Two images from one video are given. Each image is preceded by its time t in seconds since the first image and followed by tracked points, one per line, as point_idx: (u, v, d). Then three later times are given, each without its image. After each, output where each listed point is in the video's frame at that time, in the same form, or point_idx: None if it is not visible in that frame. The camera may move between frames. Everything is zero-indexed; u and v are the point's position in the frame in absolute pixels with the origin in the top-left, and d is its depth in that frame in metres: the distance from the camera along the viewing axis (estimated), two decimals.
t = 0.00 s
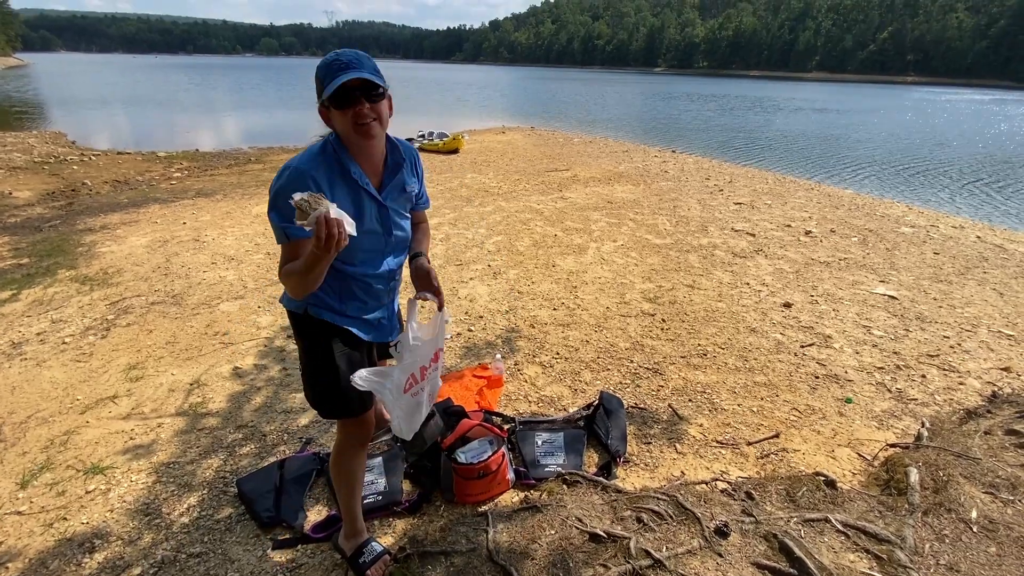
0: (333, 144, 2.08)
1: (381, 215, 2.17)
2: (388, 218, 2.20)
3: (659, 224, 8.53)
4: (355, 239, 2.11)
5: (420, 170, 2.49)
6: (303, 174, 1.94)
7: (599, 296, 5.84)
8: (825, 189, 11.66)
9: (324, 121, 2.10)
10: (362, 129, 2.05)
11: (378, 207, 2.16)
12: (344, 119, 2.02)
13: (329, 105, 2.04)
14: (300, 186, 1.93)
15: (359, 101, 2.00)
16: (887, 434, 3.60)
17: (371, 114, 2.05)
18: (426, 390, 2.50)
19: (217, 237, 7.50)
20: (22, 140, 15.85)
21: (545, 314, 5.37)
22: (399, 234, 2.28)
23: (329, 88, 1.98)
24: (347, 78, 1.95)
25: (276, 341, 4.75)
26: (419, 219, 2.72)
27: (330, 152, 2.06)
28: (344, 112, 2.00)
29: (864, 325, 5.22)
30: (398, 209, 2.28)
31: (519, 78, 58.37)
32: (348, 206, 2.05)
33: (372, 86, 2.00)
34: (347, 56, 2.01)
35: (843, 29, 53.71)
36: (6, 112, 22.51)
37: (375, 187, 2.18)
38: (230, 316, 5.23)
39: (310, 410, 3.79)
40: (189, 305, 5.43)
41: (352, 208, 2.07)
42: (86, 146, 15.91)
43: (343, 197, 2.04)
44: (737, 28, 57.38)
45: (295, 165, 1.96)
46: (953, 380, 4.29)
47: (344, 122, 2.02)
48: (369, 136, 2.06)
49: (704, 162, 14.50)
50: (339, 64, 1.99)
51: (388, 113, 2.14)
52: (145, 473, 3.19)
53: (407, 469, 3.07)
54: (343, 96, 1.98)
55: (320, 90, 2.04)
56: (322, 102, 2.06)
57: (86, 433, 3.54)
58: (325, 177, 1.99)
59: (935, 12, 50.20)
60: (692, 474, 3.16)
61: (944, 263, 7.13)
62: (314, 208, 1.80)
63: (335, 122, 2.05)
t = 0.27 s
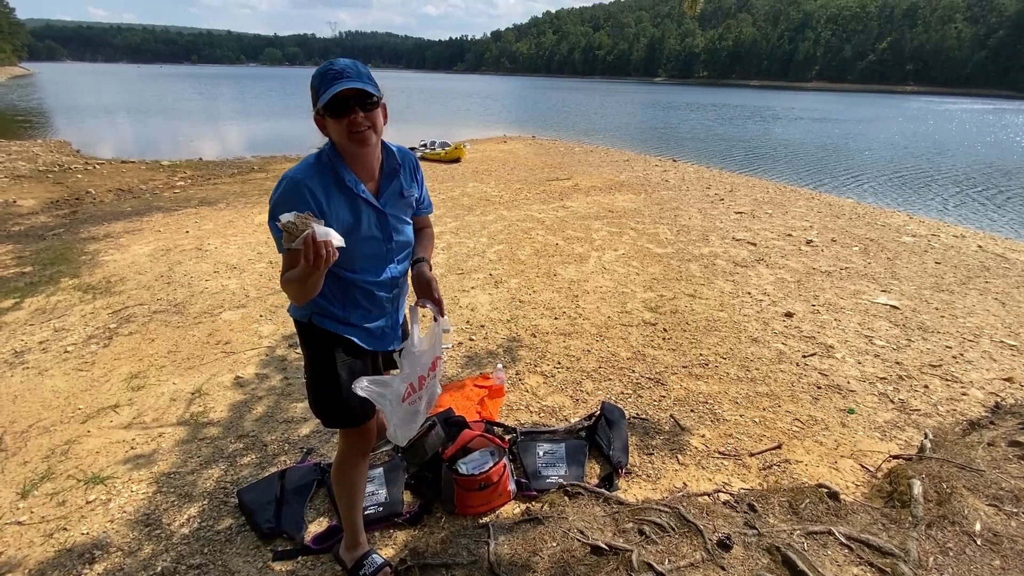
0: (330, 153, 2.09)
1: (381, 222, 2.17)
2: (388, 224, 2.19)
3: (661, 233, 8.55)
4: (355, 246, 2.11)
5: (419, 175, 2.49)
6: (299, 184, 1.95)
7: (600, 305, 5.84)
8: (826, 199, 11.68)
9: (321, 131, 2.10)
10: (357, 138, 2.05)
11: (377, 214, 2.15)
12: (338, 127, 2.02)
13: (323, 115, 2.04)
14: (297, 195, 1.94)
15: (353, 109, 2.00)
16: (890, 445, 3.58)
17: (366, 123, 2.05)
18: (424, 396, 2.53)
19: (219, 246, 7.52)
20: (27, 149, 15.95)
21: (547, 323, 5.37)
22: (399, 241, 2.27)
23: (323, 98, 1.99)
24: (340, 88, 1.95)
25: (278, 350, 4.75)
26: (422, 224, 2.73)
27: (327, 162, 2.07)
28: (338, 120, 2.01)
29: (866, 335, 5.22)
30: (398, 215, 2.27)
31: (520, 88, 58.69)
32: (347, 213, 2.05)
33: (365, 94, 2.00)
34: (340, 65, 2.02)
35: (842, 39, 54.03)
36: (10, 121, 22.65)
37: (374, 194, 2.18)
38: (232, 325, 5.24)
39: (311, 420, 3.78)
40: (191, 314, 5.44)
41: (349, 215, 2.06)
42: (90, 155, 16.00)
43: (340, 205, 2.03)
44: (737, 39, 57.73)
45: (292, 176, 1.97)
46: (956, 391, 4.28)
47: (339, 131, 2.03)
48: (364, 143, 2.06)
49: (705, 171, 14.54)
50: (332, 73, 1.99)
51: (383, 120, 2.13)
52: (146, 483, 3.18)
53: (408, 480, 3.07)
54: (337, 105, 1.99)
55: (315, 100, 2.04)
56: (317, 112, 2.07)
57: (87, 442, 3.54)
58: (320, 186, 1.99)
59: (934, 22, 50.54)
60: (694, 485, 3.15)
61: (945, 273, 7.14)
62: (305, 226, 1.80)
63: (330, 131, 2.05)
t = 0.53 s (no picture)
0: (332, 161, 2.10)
1: (382, 230, 2.17)
2: (388, 232, 2.19)
3: (663, 240, 8.55)
4: (355, 253, 2.10)
5: (422, 183, 2.49)
6: (298, 190, 1.96)
7: (602, 312, 5.84)
8: (828, 206, 11.69)
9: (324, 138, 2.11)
10: (360, 146, 2.05)
11: (378, 221, 2.15)
12: (341, 136, 2.03)
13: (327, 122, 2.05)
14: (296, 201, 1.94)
15: (357, 119, 2.01)
16: (895, 454, 3.56)
17: (370, 134, 2.06)
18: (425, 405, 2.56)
19: (222, 253, 7.54)
20: (32, 156, 16.05)
21: (549, 331, 5.37)
22: (401, 248, 2.27)
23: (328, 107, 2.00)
24: (345, 97, 1.96)
25: (280, 357, 4.76)
26: (427, 232, 2.74)
27: (329, 169, 2.07)
28: (343, 129, 2.01)
29: (869, 343, 5.20)
30: (400, 222, 2.26)
31: (522, 96, 58.95)
32: (347, 221, 2.05)
33: (370, 105, 2.00)
34: (346, 75, 2.03)
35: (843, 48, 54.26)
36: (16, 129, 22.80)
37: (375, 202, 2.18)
38: (235, 332, 5.24)
39: (313, 427, 3.78)
40: (194, 321, 5.45)
41: (348, 222, 2.06)
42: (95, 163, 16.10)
43: (340, 213, 2.04)
44: (738, 47, 58.00)
45: (292, 182, 1.99)
46: (961, 399, 4.25)
47: (342, 140, 2.04)
48: (366, 152, 2.06)
49: (707, 179, 14.56)
50: (337, 82, 2.00)
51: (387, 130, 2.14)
52: (148, 490, 3.17)
53: (410, 488, 3.05)
54: (340, 115, 1.99)
55: (320, 108, 2.06)
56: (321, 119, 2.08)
57: (89, 449, 3.54)
58: (320, 193, 2.00)
59: (934, 31, 50.74)
60: (697, 495, 3.13)
61: (949, 281, 7.12)
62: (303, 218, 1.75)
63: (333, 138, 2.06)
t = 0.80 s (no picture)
0: (333, 164, 2.08)
1: (383, 230, 2.18)
2: (390, 233, 2.20)
3: (665, 246, 8.55)
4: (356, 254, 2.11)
5: (422, 184, 2.49)
6: (300, 193, 1.95)
7: (604, 318, 5.83)
8: (830, 212, 11.68)
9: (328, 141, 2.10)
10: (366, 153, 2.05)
11: (379, 222, 2.16)
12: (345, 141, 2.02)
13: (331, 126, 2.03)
14: (296, 205, 1.93)
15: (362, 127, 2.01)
16: (900, 461, 3.54)
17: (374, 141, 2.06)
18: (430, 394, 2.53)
19: (225, 259, 7.56)
20: (37, 163, 16.14)
21: (551, 337, 5.36)
22: (402, 250, 2.27)
23: (335, 118, 1.98)
24: (353, 106, 1.96)
25: (282, 362, 4.76)
26: (430, 234, 2.74)
27: (330, 172, 2.06)
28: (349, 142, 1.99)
29: (873, 349, 5.18)
30: (401, 224, 2.27)
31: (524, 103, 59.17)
32: (348, 223, 2.06)
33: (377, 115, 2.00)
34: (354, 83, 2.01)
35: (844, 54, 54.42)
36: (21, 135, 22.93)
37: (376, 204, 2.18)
38: (237, 337, 5.24)
39: (315, 433, 3.77)
40: (197, 326, 5.46)
41: (350, 223, 2.06)
42: (100, 169, 16.18)
43: (344, 217, 2.04)
44: (739, 54, 58.21)
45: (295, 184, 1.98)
46: (966, 406, 4.23)
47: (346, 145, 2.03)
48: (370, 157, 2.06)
49: (709, 185, 14.57)
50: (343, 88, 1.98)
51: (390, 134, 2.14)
52: (149, 496, 3.17)
53: (412, 494, 3.04)
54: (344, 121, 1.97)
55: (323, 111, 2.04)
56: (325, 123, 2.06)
57: (90, 455, 3.53)
58: (322, 194, 1.99)
59: (934, 38, 50.94)
60: (701, 502, 3.11)
61: (952, 287, 7.10)
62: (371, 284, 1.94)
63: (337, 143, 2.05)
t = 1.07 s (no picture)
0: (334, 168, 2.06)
1: (382, 233, 2.19)
2: (389, 235, 2.21)
3: (666, 251, 8.54)
4: (356, 257, 2.13)
5: (420, 185, 2.50)
6: (303, 198, 1.94)
7: (606, 323, 5.82)
8: (831, 217, 11.67)
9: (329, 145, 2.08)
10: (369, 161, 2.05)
11: (379, 226, 2.17)
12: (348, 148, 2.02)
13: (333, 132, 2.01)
14: (298, 211, 1.92)
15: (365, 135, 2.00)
16: (903, 468, 3.52)
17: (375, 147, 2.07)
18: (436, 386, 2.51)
19: (227, 264, 7.57)
20: (42, 168, 16.21)
21: (552, 341, 5.35)
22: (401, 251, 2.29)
23: (338, 124, 1.96)
24: (358, 116, 1.94)
25: (283, 367, 4.76)
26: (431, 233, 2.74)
27: (331, 176, 2.05)
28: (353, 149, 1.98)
29: (875, 355, 5.16)
30: (399, 226, 2.28)
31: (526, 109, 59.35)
32: (349, 227, 2.07)
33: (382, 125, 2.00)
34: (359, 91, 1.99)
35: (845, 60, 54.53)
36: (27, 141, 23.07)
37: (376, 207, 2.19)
38: (238, 341, 5.25)
39: (316, 438, 3.76)
40: (199, 330, 5.46)
41: (351, 227, 2.07)
42: (103, 174, 16.25)
43: (345, 221, 2.05)
44: (740, 60, 58.37)
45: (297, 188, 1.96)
46: (969, 412, 4.21)
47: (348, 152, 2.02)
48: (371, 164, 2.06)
49: (710, 190, 14.59)
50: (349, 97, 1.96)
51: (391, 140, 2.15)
52: (149, 501, 3.16)
53: (413, 500, 3.03)
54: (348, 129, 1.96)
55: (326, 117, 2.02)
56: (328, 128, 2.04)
57: (91, 459, 3.53)
58: (323, 198, 1.99)
59: (934, 43, 51.05)
60: (703, 508, 3.09)
61: (955, 292, 7.08)
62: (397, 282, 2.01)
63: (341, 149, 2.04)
